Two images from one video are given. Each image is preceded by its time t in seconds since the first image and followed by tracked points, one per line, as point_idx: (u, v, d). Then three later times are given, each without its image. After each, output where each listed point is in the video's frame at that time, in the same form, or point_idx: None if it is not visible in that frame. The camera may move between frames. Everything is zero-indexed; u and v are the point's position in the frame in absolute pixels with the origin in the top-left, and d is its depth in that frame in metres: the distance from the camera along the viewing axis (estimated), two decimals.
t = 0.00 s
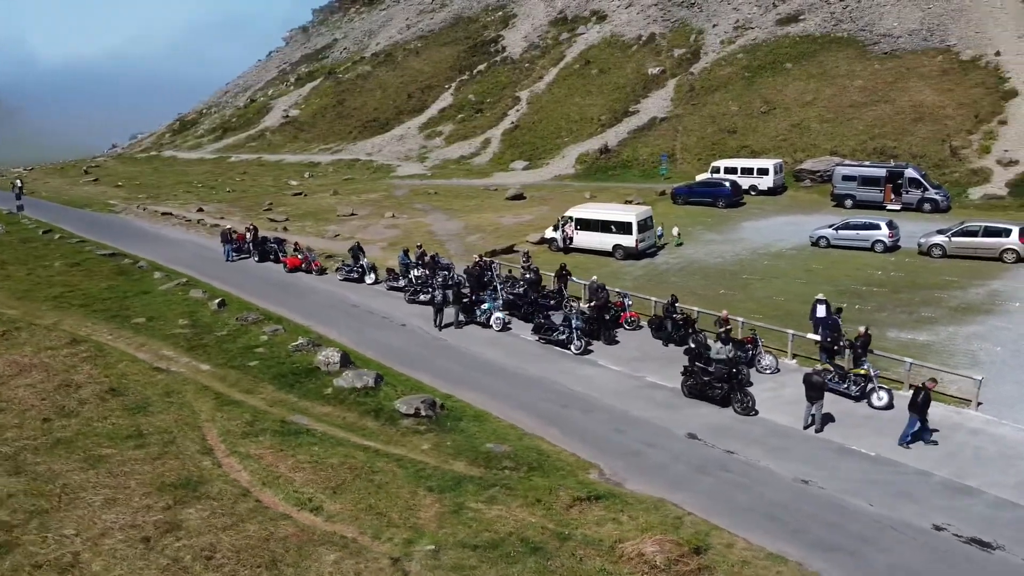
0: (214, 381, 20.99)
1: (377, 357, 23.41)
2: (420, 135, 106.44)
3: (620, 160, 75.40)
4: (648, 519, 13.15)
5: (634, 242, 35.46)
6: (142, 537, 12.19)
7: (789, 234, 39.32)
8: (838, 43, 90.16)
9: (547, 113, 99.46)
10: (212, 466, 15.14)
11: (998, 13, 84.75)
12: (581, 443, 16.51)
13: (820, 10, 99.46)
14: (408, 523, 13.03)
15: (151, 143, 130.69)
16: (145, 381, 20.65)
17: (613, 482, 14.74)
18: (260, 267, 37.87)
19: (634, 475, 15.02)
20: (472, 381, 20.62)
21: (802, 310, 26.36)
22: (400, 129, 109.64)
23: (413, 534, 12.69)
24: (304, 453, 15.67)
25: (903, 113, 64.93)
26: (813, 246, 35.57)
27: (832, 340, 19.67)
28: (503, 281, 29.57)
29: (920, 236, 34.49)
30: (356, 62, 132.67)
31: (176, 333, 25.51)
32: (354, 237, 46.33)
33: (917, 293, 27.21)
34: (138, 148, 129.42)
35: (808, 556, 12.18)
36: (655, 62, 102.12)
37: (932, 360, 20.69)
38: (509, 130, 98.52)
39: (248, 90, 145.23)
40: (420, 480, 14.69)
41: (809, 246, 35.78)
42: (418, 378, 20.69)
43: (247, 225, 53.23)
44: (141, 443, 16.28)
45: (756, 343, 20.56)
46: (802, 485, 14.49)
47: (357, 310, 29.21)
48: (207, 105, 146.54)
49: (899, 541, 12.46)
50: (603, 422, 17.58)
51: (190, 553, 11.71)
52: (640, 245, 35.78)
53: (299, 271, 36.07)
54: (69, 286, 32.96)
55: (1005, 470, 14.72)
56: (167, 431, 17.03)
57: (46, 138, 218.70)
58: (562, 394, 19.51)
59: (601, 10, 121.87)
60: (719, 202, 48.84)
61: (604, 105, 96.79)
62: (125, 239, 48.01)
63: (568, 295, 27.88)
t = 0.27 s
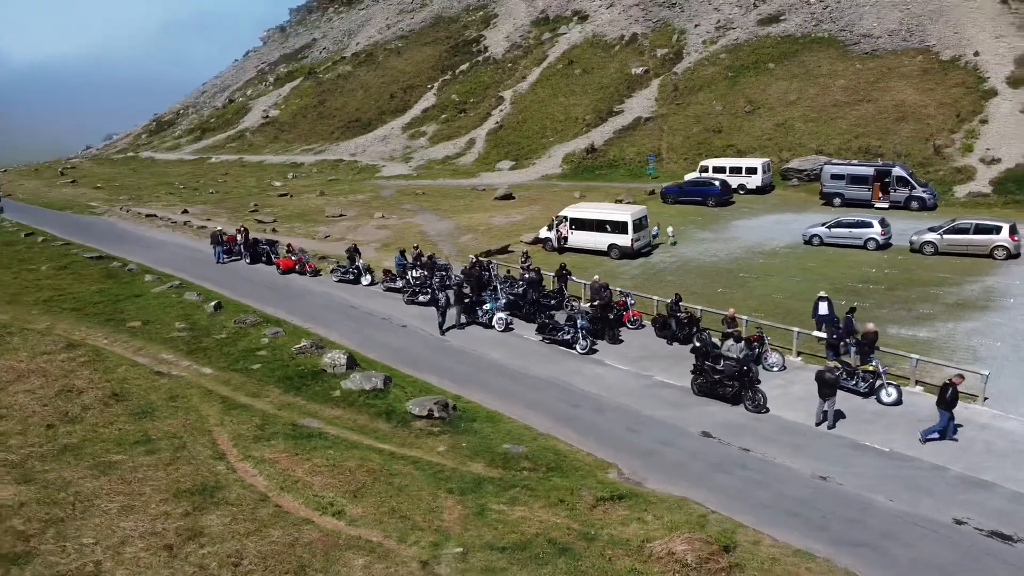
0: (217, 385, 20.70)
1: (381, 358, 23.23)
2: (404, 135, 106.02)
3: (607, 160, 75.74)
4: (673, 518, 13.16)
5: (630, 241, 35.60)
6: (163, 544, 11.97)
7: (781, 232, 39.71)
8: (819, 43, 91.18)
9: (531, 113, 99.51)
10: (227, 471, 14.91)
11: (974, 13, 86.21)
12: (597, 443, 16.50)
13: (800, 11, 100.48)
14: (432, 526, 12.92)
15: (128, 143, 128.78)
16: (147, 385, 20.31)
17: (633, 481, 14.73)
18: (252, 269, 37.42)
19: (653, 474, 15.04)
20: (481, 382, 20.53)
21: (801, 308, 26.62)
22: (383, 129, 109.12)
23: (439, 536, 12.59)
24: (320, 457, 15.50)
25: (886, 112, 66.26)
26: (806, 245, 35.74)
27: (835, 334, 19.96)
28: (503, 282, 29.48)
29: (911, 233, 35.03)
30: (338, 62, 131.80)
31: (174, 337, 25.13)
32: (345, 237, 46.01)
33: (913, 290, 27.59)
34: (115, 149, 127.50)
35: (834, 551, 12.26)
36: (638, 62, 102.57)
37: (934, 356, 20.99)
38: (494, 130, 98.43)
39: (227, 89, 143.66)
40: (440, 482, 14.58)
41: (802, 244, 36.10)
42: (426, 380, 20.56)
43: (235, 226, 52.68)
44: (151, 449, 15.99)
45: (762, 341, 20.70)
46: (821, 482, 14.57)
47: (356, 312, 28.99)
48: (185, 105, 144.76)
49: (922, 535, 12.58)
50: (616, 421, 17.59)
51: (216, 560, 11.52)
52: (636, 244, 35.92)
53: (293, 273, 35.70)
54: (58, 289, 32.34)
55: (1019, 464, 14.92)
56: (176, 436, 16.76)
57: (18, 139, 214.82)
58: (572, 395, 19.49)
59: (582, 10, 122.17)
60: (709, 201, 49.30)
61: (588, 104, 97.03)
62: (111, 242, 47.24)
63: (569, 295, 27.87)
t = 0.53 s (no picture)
0: (222, 388, 20.40)
1: (386, 360, 23.06)
2: (387, 135, 105.50)
3: (593, 159, 76.09)
4: (698, 516, 13.18)
5: (625, 240, 35.72)
6: (188, 552, 11.76)
7: (773, 231, 40.08)
8: (800, 44, 92.22)
9: (515, 113, 99.50)
10: (243, 477, 14.67)
11: (950, 14, 87.73)
12: (613, 442, 16.50)
13: (780, 11, 101.47)
14: (458, 528, 12.83)
15: (105, 144, 126.67)
16: (150, 389, 19.95)
17: (654, 480, 14.74)
18: (243, 272, 36.87)
19: (672, 473, 15.07)
20: (489, 383, 20.47)
21: (801, 306, 26.87)
22: (366, 129, 108.49)
23: (466, 539, 12.50)
24: (336, 460, 15.32)
25: (868, 111, 67.45)
26: (798, 243, 36.41)
27: (841, 330, 20.06)
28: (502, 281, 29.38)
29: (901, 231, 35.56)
30: (318, 62, 130.82)
31: (172, 340, 24.71)
32: (335, 238, 45.64)
33: (908, 287, 28.06)
34: (91, 150, 125.35)
35: (860, 546, 12.37)
36: (620, 62, 102.96)
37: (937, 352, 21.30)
38: (477, 130, 98.26)
39: (205, 89, 141.88)
40: (460, 484, 14.49)
41: (794, 242, 36.66)
42: (434, 381, 20.44)
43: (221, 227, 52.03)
44: (162, 455, 15.69)
45: (768, 338, 20.84)
46: (839, 478, 14.71)
47: (354, 312, 28.78)
48: (162, 105, 142.73)
49: (944, 530, 12.74)
50: (630, 420, 17.61)
51: (244, 567, 11.35)
52: (631, 243, 36.08)
53: (286, 274, 35.24)
54: (46, 293, 31.66)
55: None
56: (187, 441, 16.47)
57: None
58: (582, 394, 19.48)
59: (563, 10, 122.42)
60: (699, 200, 49.73)
61: (571, 104, 97.20)
62: (94, 244, 46.39)
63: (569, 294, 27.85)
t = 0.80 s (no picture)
0: (227, 392, 20.11)
1: (390, 361, 22.89)
2: (369, 135, 104.90)
3: (579, 159, 76.43)
4: (724, 513, 13.22)
5: (620, 239, 35.84)
6: (215, 559, 11.56)
7: (764, 229, 40.48)
8: (780, 44, 93.20)
9: (498, 112, 99.42)
10: (260, 481, 14.46)
11: (927, 15, 89.16)
12: (629, 441, 16.51)
13: (760, 11, 102.39)
14: (485, 530, 12.75)
15: (80, 145, 124.45)
16: (154, 394, 19.61)
17: (674, 478, 14.78)
18: (235, 274, 36.39)
19: (692, 470, 15.11)
20: (498, 383, 20.41)
21: (800, 304, 27.16)
22: (348, 130, 107.77)
23: (494, 541, 12.43)
24: (353, 463, 15.16)
25: (850, 111, 68.41)
26: (791, 241, 36.86)
27: (845, 322, 20.22)
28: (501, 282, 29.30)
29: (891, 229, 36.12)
30: (297, 62, 129.68)
31: (170, 344, 24.31)
32: (325, 239, 45.26)
33: (903, 284, 28.49)
34: (66, 151, 123.06)
35: (885, 541, 12.48)
36: (603, 62, 103.29)
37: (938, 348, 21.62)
38: (461, 130, 98.04)
39: (183, 89, 139.99)
40: (481, 485, 14.41)
41: (787, 240, 37.09)
42: (442, 382, 20.33)
43: (208, 229, 51.36)
44: (175, 460, 15.43)
45: (771, 332, 20.93)
46: (856, 473, 14.86)
47: (352, 313, 28.56)
48: (138, 105, 140.59)
49: (966, 523, 12.90)
50: (643, 419, 17.65)
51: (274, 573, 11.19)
52: (626, 242, 36.20)
53: (280, 276, 34.82)
54: (34, 296, 30.96)
55: None
56: (198, 446, 16.20)
57: None
58: (593, 394, 19.48)
59: (544, 10, 122.57)
60: (689, 199, 50.24)
61: (555, 104, 97.32)
62: (78, 247, 45.51)
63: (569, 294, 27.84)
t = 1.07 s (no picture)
0: (232, 396, 19.82)
1: (395, 363, 22.73)
2: (351, 136, 104.22)
3: (564, 159, 76.71)
4: (748, 510, 13.29)
5: (614, 239, 35.99)
6: (243, 566, 11.36)
7: (755, 228, 40.92)
8: (760, 44, 94.17)
9: (481, 112, 99.31)
10: (279, 486, 14.26)
11: (903, 16, 90.57)
12: (645, 440, 16.55)
13: (739, 12, 103.28)
14: (513, 531, 12.68)
15: (53, 146, 122.04)
16: (159, 399, 19.26)
17: (694, 475, 14.83)
18: (226, 276, 35.90)
19: (711, 468, 15.17)
20: (507, 384, 20.37)
21: (798, 301, 27.50)
22: (329, 130, 106.96)
23: (523, 542, 12.36)
24: (373, 466, 15.01)
25: (832, 110, 70.09)
26: (783, 239, 37.36)
27: (851, 319, 20.41)
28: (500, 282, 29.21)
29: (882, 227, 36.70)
30: (275, 61, 128.48)
31: (168, 347, 23.91)
32: (315, 240, 44.84)
33: (897, 281, 28.93)
34: (39, 152, 120.61)
35: (910, 534, 12.62)
36: (584, 62, 103.59)
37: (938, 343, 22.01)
38: (444, 130, 97.80)
39: (158, 88, 137.90)
40: (503, 486, 14.35)
41: (778, 238, 37.56)
42: (451, 383, 20.23)
43: (193, 230, 50.69)
44: (188, 467, 15.15)
45: (776, 328, 21.09)
46: (873, 468, 15.02)
47: (351, 315, 28.34)
48: (113, 105, 138.26)
49: (986, 516, 13.09)
50: (657, 417, 17.70)
51: None
52: (620, 241, 36.33)
53: (272, 278, 34.39)
54: (22, 300, 30.24)
55: None
56: (210, 451, 15.93)
57: None
58: (603, 393, 19.50)
59: (523, 10, 122.70)
60: (678, 198, 50.72)
61: (537, 104, 97.41)
62: (61, 250, 44.60)
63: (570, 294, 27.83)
